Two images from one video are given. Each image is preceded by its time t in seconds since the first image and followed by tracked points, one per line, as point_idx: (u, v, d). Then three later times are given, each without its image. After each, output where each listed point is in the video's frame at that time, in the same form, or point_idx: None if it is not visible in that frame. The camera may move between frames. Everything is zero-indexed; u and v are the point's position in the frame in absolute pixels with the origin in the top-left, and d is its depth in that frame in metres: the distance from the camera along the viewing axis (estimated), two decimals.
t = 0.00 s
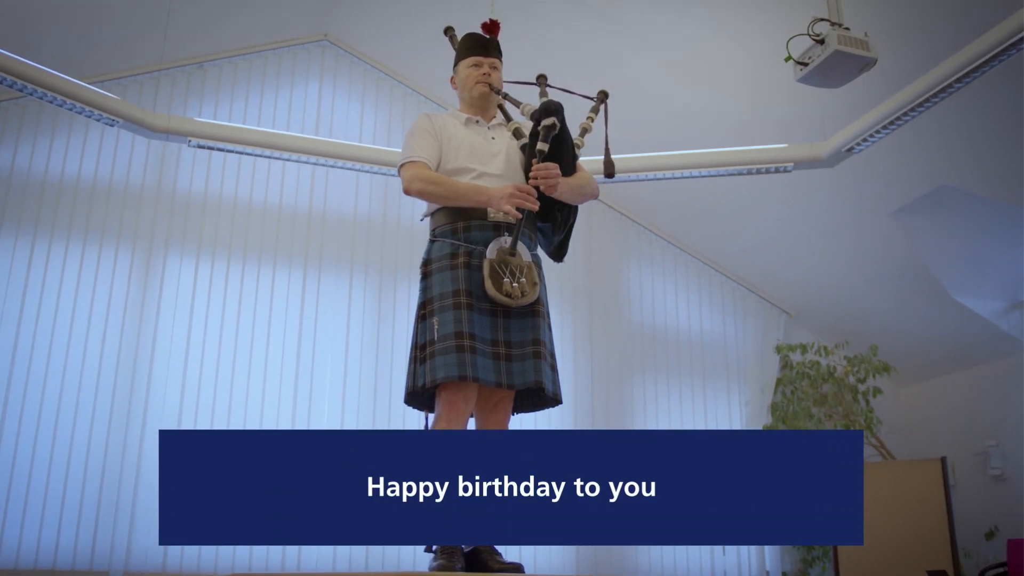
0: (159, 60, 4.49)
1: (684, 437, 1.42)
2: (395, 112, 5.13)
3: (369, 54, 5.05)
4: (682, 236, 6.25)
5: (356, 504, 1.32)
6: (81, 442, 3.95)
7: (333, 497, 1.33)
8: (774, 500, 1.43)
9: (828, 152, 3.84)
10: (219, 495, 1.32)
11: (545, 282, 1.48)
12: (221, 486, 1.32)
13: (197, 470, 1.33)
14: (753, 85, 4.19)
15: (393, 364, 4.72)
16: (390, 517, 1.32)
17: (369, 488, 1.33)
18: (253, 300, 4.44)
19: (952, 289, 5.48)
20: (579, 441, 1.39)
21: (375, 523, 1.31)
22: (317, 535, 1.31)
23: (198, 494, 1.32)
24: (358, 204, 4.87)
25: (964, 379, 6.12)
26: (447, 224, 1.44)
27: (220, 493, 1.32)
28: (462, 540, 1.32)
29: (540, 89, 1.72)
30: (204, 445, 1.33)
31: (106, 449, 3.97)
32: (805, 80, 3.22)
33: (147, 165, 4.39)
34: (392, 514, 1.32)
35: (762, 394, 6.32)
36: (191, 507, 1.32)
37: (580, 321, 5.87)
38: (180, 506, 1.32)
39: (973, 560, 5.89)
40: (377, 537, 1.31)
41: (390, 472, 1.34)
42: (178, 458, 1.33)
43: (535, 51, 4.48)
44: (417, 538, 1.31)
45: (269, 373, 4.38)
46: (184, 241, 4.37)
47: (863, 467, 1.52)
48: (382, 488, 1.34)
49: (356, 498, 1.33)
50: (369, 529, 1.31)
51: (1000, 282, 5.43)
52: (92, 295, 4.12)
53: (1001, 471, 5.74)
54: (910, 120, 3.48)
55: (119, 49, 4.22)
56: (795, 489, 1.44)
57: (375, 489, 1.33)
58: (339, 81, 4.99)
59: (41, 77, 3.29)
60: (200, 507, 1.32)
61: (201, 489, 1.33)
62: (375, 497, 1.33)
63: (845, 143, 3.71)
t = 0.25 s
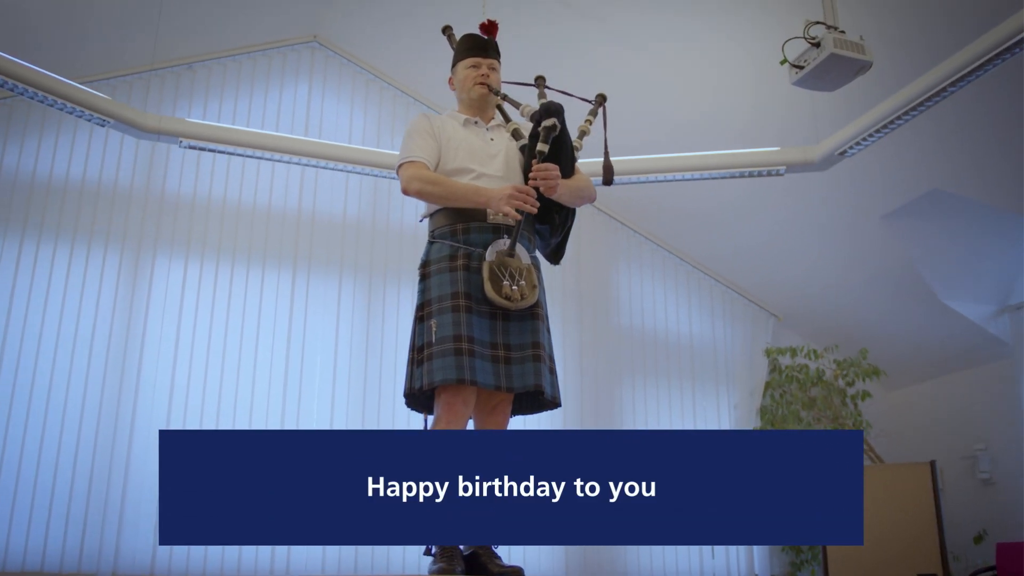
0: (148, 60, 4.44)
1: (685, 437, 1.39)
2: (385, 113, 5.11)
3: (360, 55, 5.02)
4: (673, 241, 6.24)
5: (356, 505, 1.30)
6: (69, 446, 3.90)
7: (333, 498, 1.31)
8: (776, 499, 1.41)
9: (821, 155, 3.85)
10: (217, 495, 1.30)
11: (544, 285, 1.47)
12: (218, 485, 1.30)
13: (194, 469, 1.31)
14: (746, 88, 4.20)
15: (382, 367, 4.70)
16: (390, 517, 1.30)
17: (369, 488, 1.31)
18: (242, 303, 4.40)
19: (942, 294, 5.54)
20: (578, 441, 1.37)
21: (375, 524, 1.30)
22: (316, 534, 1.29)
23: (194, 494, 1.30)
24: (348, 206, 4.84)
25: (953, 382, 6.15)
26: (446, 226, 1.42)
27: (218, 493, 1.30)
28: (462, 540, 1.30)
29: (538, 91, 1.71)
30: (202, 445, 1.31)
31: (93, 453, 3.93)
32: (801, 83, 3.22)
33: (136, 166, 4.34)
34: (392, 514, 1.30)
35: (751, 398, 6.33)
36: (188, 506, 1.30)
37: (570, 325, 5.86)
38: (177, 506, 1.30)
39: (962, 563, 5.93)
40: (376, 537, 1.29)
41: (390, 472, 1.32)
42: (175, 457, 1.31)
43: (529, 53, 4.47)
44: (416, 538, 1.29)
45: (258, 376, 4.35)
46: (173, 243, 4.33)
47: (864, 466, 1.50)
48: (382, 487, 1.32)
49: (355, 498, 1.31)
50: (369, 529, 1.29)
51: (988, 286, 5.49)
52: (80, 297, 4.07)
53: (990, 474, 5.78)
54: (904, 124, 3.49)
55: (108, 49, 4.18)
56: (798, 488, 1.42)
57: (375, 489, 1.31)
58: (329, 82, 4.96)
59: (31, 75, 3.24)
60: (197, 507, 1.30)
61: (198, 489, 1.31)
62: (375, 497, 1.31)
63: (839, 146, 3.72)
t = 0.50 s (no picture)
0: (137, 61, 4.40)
1: (686, 436, 1.33)
2: (375, 115, 5.08)
3: (350, 57, 5.00)
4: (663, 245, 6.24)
5: (356, 505, 1.27)
6: (55, 449, 3.85)
7: (332, 498, 1.27)
8: (780, 499, 1.34)
9: (814, 159, 3.86)
10: (213, 495, 1.27)
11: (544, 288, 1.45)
12: (214, 486, 1.27)
13: (189, 469, 1.27)
14: (741, 92, 4.21)
15: (372, 369, 4.67)
16: (390, 518, 1.26)
17: (369, 488, 1.27)
18: (232, 305, 4.36)
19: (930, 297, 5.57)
20: (577, 440, 1.32)
21: (375, 525, 1.26)
22: (316, 534, 1.26)
23: (189, 494, 1.27)
24: (337, 207, 4.82)
25: (942, 387, 6.18)
26: (447, 227, 1.40)
27: (214, 493, 1.27)
28: (461, 540, 1.26)
29: (538, 92, 1.69)
30: (199, 445, 1.28)
31: (81, 455, 3.88)
32: (798, 86, 3.21)
33: (125, 167, 4.30)
34: (392, 515, 1.27)
35: (740, 402, 6.30)
36: (184, 505, 1.27)
37: (559, 328, 5.84)
38: (172, 505, 1.27)
39: (949, 567, 5.95)
40: (375, 538, 1.25)
41: (390, 472, 1.27)
42: (171, 456, 1.28)
43: (522, 55, 4.46)
44: (417, 539, 1.25)
45: (247, 379, 4.31)
46: (162, 244, 4.29)
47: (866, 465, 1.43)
48: (382, 488, 1.28)
49: (355, 498, 1.27)
50: (369, 530, 1.26)
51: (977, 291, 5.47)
52: (68, 298, 4.02)
53: (978, 479, 5.80)
54: (898, 128, 3.50)
55: (97, 49, 4.14)
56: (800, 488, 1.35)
57: (375, 489, 1.27)
58: (319, 84, 4.93)
59: (22, 75, 3.21)
60: (193, 507, 1.27)
61: (192, 489, 1.27)
62: (375, 497, 1.27)
63: (833, 150, 3.72)
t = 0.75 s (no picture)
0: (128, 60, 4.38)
1: (687, 436, 1.33)
2: (367, 117, 5.07)
3: (343, 58, 4.99)
4: (654, 247, 6.25)
5: (356, 505, 1.26)
6: (46, 449, 3.82)
7: (332, 498, 1.26)
8: (782, 500, 1.34)
9: (808, 162, 3.88)
10: (211, 495, 1.26)
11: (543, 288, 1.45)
12: (212, 486, 1.26)
13: (186, 468, 1.26)
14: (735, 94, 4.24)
15: (364, 371, 4.67)
16: (390, 518, 1.26)
17: (369, 488, 1.27)
18: (224, 306, 4.35)
19: (921, 301, 5.62)
20: (578, 440, 1.32)
21: (375, 525, 1.25)
22: (315, 534, 1.26)
23: (187, 494, 1.26)
24: (329, 208, 4.81)
25: (931, 389, 6.25)
26: (446, 227, 1.40)
27: (212, 493, 1.26)
28: (461, 540, 1.25)
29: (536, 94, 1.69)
30: (196, 445, 1.27)
31: (71, 457, 3.85)
32: (794, 90, 3.22)
33: (116, 166, 4.27)
34: (392, 515, 1.26)
35: (730, 404, 6.33)
36: (181, 505, 1.26)
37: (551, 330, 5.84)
38: (169, 506, 1.26)
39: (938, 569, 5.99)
40: (375, 538, 1.24)
41: (390, 472, 1.27)
42: (167, 455, 1.27)
43: (517, 56, 4.46)
44: (417, 539, 1.25)
45: (239, 380, 4.30)
46: (153, 245, 4.27)
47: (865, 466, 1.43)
48: (382, 488, 1.27)
49: (355, 498, 1.26)
50: (369, 530, 1.25)
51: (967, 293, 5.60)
52: (59, 299, 3.99)
53: (967, 481, 5.85)
54: (891, 132, 3.53)
55: (89, 48, 4.11)
56: (803, 489, 1.35)
57: (375, 489, 1.27)
58: (311, 84, 4.92)
59: (16, 74, 3.19)
60: (191, 507, 1.26)
61: (190, 489, 1.26)
62: (375, 497, 1.26)
63: (826, 153, 3.75)
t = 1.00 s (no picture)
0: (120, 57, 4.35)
1: (688, 436, 1.32)
2: (360, 116, 5.06)
3: (335, 57, 4.99)
4: (645, 249, 6.25)
5: (356, 505, 1.25)
6: (34, 449, 3.79)
7: (332, 497, 1.25)
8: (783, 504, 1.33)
9: (802, 164, 3.90)
10: (208, 495, 1.25)
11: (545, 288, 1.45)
12: (209, 486, 1.25)
13: (184, 468, 1.25)
14: (729, 94, 4.27)
15: (355, 371, 4.66)
16: (390, 518, 1.25)
17: (369, 488, 1.26)
18: (214, 306, 4.32)
19: (910, 302, 5.66)
20: (579, 440, 1.31)
21: (375, 525, 1.24)
22: (315, 534, 1.25)
23: (183, 494, 1.25)
24: (321, 208, 4.79)
25: (920, 391, 6.29)
26: (446, 228, 1.39)
27: (209, 493, 1.25)
28: (462, 540, 1.24)
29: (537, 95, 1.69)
30: (194, 445, 1.26)
31: (60, 456, 3.82)
32: (790, 92, 3.23)
33: (107, 164, 4.24)
34: (392, 516, 1.25)
35: (720, 406, 6.35)
36: (179, 505, 1.25)
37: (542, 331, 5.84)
38: (165, 506, 1.25)
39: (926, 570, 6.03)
40: (375, 539, 1.24)
41: (390, 472, 1.26)
42: (163, 455, 1.26)
43: (511, 56, 4.46)
44: (417, 540, 1.24)
45: (229, 379, 4.28)
46: (143, 243, 4.24)
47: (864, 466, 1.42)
48: (382, 488, 1.27)
49: (355, 498, 1.25)
50: (369, 530, 1.24)
51: (955, 295, 5.72)
52: (49, 296, 3.96)
53: (955, 482, 5.90)
54: (886, 134, 3.55)
55: (81, 45, 4.08)
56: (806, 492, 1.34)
57: (375, 489, 1.26)
58: (303, 83, 4.91)
59: (9, 69, 3.16)
60: (189, 507, 1.25)
61: (188, 489, 1.26)
62: (375, 497, 1.25)
63: (821, 155, 3.76)
